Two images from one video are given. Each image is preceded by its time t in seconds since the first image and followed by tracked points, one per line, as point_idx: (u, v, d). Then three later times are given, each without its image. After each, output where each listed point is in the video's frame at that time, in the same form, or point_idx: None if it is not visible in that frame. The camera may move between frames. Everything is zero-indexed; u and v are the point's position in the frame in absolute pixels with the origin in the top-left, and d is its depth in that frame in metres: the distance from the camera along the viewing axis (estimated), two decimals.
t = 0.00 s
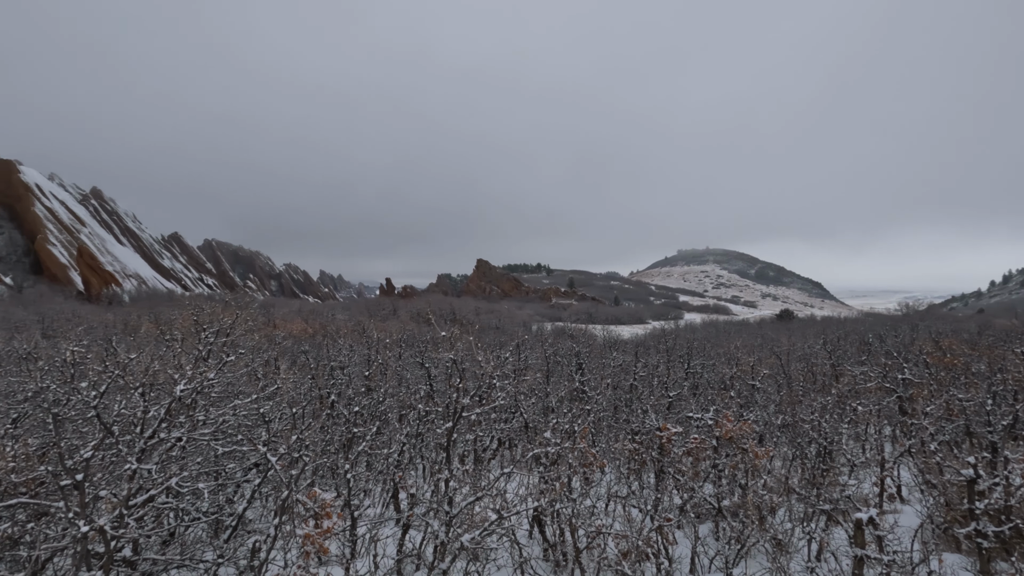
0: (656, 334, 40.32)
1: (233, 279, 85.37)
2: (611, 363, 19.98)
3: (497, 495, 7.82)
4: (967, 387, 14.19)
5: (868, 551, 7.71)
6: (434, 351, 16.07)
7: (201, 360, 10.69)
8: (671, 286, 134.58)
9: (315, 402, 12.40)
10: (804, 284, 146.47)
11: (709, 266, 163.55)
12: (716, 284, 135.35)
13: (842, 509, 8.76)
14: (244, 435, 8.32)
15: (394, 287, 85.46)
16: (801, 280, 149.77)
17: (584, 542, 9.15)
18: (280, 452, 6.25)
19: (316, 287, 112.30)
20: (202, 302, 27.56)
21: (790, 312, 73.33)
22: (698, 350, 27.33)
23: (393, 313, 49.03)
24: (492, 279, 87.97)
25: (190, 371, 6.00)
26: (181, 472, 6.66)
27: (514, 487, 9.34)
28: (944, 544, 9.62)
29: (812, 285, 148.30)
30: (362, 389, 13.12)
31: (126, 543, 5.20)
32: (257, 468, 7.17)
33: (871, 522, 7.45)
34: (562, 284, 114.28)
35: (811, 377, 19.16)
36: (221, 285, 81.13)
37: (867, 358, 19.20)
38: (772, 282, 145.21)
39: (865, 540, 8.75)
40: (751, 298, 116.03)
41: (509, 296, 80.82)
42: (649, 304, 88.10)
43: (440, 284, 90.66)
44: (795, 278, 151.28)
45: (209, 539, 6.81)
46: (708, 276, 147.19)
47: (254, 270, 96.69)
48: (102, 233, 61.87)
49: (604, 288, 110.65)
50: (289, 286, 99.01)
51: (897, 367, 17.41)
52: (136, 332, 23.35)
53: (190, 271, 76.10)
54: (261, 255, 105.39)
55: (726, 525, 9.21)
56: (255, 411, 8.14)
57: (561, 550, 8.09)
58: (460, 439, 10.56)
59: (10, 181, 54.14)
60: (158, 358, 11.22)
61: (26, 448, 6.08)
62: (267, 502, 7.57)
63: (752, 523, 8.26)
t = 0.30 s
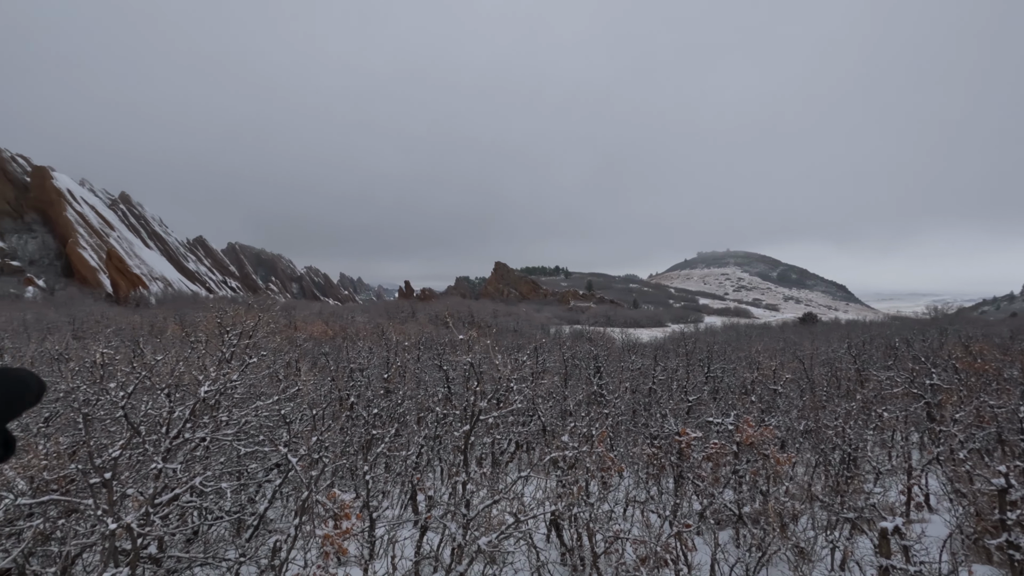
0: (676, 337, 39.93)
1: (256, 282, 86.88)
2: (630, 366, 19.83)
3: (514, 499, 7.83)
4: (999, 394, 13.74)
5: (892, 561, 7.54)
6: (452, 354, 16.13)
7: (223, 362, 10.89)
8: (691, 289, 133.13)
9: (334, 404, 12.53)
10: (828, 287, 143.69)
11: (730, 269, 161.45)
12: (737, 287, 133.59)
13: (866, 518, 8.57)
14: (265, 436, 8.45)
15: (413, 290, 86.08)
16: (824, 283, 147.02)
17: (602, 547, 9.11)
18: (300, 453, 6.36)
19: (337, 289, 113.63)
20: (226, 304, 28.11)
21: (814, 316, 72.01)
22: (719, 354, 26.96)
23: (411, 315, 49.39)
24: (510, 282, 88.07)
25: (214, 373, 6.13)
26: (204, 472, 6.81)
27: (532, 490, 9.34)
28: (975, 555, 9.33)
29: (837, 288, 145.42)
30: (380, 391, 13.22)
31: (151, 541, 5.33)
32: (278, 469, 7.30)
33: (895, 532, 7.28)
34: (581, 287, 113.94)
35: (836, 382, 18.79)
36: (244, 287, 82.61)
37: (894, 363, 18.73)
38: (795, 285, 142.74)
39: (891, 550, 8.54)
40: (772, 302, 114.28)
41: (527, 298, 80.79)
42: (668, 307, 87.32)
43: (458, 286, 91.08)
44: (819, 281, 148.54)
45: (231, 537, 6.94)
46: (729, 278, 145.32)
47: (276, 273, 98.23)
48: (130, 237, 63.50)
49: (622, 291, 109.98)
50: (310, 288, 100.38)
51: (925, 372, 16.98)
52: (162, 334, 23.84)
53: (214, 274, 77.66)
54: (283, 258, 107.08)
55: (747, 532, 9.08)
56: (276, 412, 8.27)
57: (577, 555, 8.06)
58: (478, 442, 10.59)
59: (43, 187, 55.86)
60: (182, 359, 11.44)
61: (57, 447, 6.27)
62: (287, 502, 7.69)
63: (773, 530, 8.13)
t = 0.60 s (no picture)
0: (696, 340, 39.42)
1: (278, 284, 88.23)
2: (647, 370, 19.66)
3: (523, 503, 7.84)
4: None
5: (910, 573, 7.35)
6: (467, 357, 16.16)
7: (242, 363, 11.08)
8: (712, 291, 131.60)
9: (350, 407, 12.64)
10: (853, 290, 140.69)
11: (752, 271, 159.04)
12: (759, 289, 131.60)
13: (885, 528, 8.37)
14: (279, 437, 8.59)
15: (431, 292, 86.31)
16: (849, 285, 143.92)
17: (614, 552, 9.04)
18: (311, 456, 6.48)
19: (357, 291, 114.91)
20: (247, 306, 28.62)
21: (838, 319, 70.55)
22: (738, 358, 26.58)
23: (429, 318, 49.66)
24: (528, 284, 88.08)
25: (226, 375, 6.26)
26: (220, 471, 6.97)
27: (543, 494, 9.32)
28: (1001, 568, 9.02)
29: (863, 290, 142.28)
30: (395, 394, 13.29)
31: (165, 540, 5.47)
32: (291, 470, 7.43)
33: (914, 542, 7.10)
34: (599, 289, 113.37)
35: (859, 388, 18.34)
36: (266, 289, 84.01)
37: (920, 369, 18.22)
38: (819, 288, 140.05)
39: (910, 562, 8.32)
40: (796, 305, 112.23)
41: (545, 301, 80.66)
42: (688, 310, 86.33)
43: (476, 288, 91.37)
44: (844, 283, 145.49)
45: (244, 537, 7.08)
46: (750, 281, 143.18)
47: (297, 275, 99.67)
48: (157, 240, 65.06)
49: (642, 293, 109.05)
50: (331, 290, 101.67)
51: (952, 377, 16.49)
52: (185, 336, 24.30)
53: (238, 276, 79.13)
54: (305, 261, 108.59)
55: (761, 540, 8.93)
56: (290, 414, 8.40)
57: (587, 560, 8.02)
58: (490, 445, 10.60)
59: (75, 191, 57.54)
60: (202, 361, 11.64)
61: (79, 446, 6.45)
62: (300, 502, 7.81)
63: (789, 540, 7.98)
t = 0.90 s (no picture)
0: (716, 342, 38.86)
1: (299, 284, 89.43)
2: (664, 371, 19.43)
3: (533, 505, 7.80)
4: None
5: None
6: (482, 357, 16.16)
7: (258, 362, 11.22)
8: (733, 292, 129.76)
9: (365, 406, 12.74)
10: (880, 290, 137.49)
11: (774, 271, 156.45)
12: (782, 289, 129.39)
13: (906, 536, 8.13)
14: (293, 435, 8.68)
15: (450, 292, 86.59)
16: (875, 285, 140.69)
17: (626, 555, 8.98)
18: (321, 455, 6.54)
19: (376, 291, 116.00)
20: (267, 306, 29.04)
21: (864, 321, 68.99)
22: (758, 359, 26.12)
23: (447, 318, 49.83)
24: (546, 284, 87.90)
25: (238, 374, 6.35)
26: (234, 469, 7.09)
27: (555, 496, 9.29)
28: None
29: (889, 291, 138.96)
30: (409, 394, 13.34)
31: (178, 536, 5.59)
32: (304, 468, 7.52)
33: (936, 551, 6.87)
34: (618, 290, 112.65)
35: (883, 391, 17.88)
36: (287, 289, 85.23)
37: (948, 371, 17.66)
38: (844, 288, 137.16)
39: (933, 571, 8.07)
40: (819, 305, 109.89)
41: (564, 301, 80.37)
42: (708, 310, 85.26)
43: (494, 288, 91.48)
44: (869, 284, 142.25)
45: (258, 534, 7.19)
46: (773, 281, 140.91)
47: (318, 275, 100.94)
48: (182, 241, 66.44)
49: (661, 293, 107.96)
50: (350, 290, 102.77)
51: (981, 380, 15.96)
52: (208, 335, 24.76)
53: (260, 276, 80.43)
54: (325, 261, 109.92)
55: (778, 545, 8.76)
56: (304, 413, 8.52)
57: (598, 562, 7.96)
58: (503, 445, 10.58)
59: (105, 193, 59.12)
60: (221, 359, 11.84)
61: (97, 442, 6.62)
62: (313, 501, 7.89)
63: (806, 546, 7.81)
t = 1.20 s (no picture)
0: (735, 341, 38.32)
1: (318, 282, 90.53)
2: (682, 371, 19.25)
3: (547, 505, 7.76)
4: None
5: None
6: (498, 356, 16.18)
7: (275, 359, 11.38)
8: (753, 291, 127.98)
9: (381, 404, 12.86)
10: (905, 289, 134.37)
11: (796, 270, 153.90)
12: (803, 288, 127.22)
13: (930, 542, 7.91)
14: (309, 432, 8.78)
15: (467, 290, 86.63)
16: (901, 284, 137.47)
17: (641, 555, 8.91)
18: (336, 454, 6.60)
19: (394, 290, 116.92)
20: (287, 304, 29.47)
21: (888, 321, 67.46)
22: (778, 359, 25.73)
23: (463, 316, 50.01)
24: (563, 283, 87.71)
25: (253, 371, 6.42)
26: (251, 465, 7.21)
27: (570, 496, 9.26)
28: None
29: (915, 290, 135.75)
30: (424, 391, 13.42)
31: (196, 529, 5.70)
32: (318, 465, 7.60)
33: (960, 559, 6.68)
34: (636, 288, 111.90)
35: (908, 393, 17.46)
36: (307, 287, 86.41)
37: (976, 373, 17.18)
38: (868, 287, 134.36)
39: None
40: (842, 304, 107.71)
41: (581, 300, 80.11)
42: (728, 309, 84.20)
43: (511, 287, 91.49)
44: (895, 283, 139.10)
45: (274, 529, 7.28)
46: (794, 280, 138.56)
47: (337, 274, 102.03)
48: (205, 240, 67.71)
49: (680, 292, 106.86)
50: (369, 289, 103.84)
51: (1011, 383, 15.48)
52: (229, 333, 25.18)
53: (280, 275, 81.63)
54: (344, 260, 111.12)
55: (795, 549, 8.62)
56: (320, 411, 8.61)
57: (612, 563, 7.89)
58: (518, 444, 10.57)
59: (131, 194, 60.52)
60: (240, 356, 12.06)
61: (120, 437, 6.80)
62: (328, 498, 7.97)
63: (826, 550, 7.66)
